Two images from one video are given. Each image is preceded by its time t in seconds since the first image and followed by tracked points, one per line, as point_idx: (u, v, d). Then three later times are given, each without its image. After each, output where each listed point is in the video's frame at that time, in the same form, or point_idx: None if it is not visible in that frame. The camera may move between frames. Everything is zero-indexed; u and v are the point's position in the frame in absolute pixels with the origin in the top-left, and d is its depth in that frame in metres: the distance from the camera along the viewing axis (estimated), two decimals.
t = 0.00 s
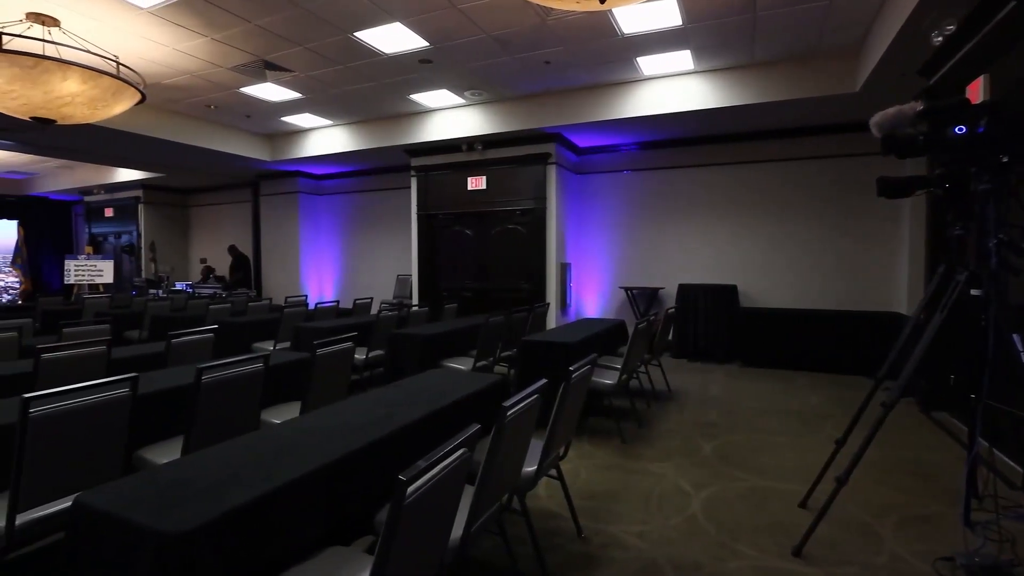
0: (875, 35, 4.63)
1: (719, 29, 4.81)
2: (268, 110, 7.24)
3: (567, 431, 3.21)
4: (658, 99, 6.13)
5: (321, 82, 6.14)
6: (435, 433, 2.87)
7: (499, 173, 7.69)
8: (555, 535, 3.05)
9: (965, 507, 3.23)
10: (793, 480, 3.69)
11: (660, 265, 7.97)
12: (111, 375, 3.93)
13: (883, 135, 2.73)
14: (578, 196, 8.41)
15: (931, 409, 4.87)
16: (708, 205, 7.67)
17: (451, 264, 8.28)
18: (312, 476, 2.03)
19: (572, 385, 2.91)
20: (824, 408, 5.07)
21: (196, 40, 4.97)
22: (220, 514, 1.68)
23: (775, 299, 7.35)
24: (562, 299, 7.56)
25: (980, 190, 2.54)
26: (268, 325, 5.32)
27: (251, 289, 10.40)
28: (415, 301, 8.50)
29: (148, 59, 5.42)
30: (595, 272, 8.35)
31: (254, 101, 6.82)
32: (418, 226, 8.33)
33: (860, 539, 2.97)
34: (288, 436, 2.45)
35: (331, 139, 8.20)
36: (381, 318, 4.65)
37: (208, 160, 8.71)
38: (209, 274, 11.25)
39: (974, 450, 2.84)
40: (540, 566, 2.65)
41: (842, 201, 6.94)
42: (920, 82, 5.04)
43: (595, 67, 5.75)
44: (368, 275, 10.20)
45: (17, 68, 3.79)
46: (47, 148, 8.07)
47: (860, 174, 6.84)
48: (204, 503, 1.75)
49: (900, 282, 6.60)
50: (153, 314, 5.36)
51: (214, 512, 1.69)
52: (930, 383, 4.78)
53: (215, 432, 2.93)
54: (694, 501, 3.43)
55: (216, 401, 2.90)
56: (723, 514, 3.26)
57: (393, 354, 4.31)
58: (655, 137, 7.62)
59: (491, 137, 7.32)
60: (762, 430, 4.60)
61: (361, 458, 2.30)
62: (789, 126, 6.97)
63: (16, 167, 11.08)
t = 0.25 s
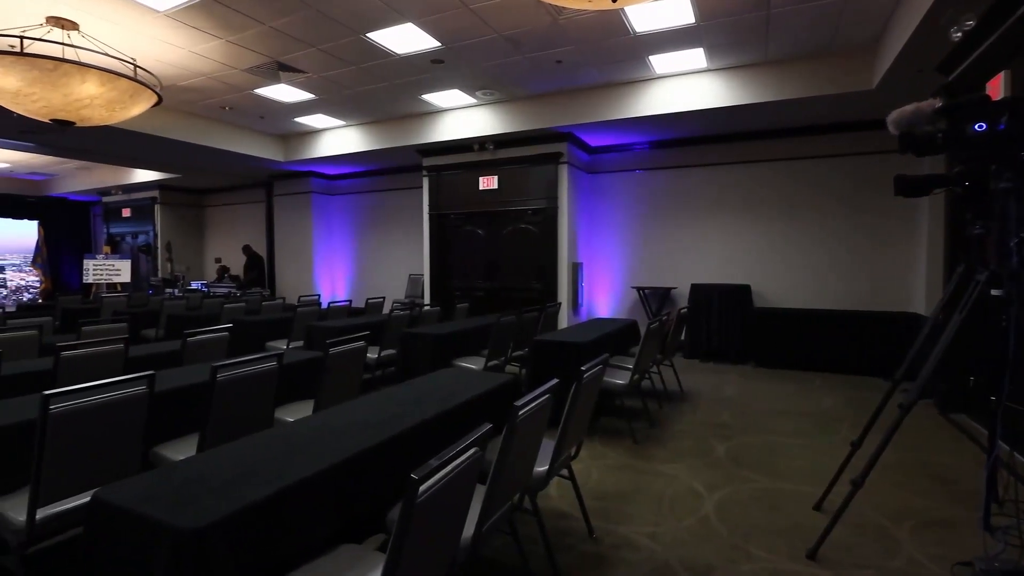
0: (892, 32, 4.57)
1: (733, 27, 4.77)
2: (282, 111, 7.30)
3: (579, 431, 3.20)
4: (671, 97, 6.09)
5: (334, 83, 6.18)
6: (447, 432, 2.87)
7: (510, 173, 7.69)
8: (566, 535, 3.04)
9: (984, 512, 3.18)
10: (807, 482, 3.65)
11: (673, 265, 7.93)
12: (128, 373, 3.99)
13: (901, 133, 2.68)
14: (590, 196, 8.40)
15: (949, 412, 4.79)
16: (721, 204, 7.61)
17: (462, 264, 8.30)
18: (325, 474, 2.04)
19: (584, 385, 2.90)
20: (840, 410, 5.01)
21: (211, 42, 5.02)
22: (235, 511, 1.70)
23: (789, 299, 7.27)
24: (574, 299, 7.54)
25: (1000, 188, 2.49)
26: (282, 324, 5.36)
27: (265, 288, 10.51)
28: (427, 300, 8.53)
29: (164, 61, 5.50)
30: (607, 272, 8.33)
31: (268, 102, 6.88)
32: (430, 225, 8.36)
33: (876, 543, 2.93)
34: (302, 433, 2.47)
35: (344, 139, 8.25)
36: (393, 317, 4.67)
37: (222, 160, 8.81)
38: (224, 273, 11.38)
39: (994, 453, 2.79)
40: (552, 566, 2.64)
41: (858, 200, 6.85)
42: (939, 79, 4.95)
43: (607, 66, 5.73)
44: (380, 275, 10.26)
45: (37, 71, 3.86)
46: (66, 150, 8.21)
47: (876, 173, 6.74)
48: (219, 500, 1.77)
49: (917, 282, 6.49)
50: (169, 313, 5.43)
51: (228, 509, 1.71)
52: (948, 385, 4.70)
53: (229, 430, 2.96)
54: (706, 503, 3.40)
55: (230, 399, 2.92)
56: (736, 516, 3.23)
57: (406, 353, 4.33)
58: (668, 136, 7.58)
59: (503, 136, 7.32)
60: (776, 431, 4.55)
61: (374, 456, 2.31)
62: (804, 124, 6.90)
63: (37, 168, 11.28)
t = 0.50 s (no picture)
0: (911, 29, 4.49)
1: (748, 25, 4.72)
2: (296, 112, 7.36)
3: (591, 431, 3.19)
4: (685, 95, 6.05)
5: (347, 83, 6.22)
6: (460, 432, 2.89)
7: (523, 172, 7.69)
8: (579, 535, 3.03)
9: (1005, 517, 3.11)
10: (823, 485, 3.60)
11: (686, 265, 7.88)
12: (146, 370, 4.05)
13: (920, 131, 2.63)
14: (603, 195, 8.37)
15: (969, 415, 4.70)
16: (735, 204, 7.55)
17: (475, 263, 8.32)
18: (338, 472, 2.05)
19: (597, 385, 2.89)
20: (856, 412, 4.94)
21: (227, 44, 5.08)
22: (250, 507, 1.72)
23: (805, 300, 7.19)
24: (586, 299, 7.52)
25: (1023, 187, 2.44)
26: (295, 323, 5.41)
27: (279, 287, 10.61)
28: (440, 300, 8.55)
29: (181, 63, 5.57)
30: (619, 272, 8.31)
31: (283, 103, 6.94)
32: (443, 225, 8.39)
33: (894, 548, 2.89)
34: (315, 432, 2.49)
35: (357, 139, 8.31)
36: (406, 317, 4.70)
37: (238, 161, 8.91)
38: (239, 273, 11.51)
39: (1016, 457, 2.73)
40: (564, 567, 2.63)
41: (875, 200, 6.75)
42: (960, 76, 4.87)
43: (621, 65, 5.70)
44: (393, 274, 10.31)
45: (58, 74, 3.93)
46: (85, 150, 8.36)
47: (893, 172, 6.65)
48: (234, 496, 1.79)
49: (936, 282, 6.39)
50: (186, 311, 5.50)
51: (244, 505, 1.73)
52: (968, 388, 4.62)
53: (244, 427, 3.00)
54: (720, 505, 3.37)
55: (245, 397, 2.95)
56: (750, 518, 3.20)
57: (418, 353, 4.35)
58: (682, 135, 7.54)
59: (516, 136, 7.32)
60: (791, 433, 4.51)
61: (387, 455, 2.32)
62: (820, 122, 6.82)
63: (58, 169, 11.49)
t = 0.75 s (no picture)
0: (931, 25, 4.42)
1: (763, 22, 4.68)
2: (311, 113, 7.43)
3: (604, 431, 3.18)
4: (699, 94, 6.01)
5: (361, 84, 6.27)
6: (472, 431, 2.89)
7: (535, 172, 7.69)
8: (591, 536, 3.02)
9: None
10: (839, 488, 3.55)
11: (700, 265, 7.83)
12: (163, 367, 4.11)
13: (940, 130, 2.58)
14: (615, 195, 8.35)
15: (991, 419, 4.61)
16: (750, 203, 7.48)
17: (487, 263, 8.34)
18: (352, 470, 2.06)
19: (609, 385, 2.87)
20: (873, 414, 4.87)
21: (243, 46, 5.14)
22: (265, 505, 1.73)
23: (821, 300, 7.10)
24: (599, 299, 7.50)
25: None
26: (309, 322, 5.45)
27: (293, 286, 10.71)
28: (452, 299, 8.58)
29: (198, 65, 5.65)
30: (632, 272, 8.28)
31: (298, 104, 7.01)
32: (455, 225, 8.41)
33: (912, 553, 2.84)
34: (328, 430, 2.51)
35: (370, 139, 8.36)
36: (418, 317, 4.72)
37: (253, 161, 9.01)
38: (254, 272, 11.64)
39: None
40: (576, 567, 2.63)
41: (893, 199, 6.65)
42: (981, 72, 4.78)
43: (634, 64, 5.67)
44: (406, 274, 10.36)
45: (79, 76, 4.01)
46: (105, 152, 8.51)
47: (912, 171, 6.55)
48: (250, 493, 1.81)
49: (956, 283, 6.27)
50: (202, 309, 5.57)
51: (259, 502, 1.74)
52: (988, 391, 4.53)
53: (259, 424, 3.03)
54: (734, 507, 3.34)
55: (260, 395, 2.98)
56: (764, 521, 3.17)
57: (431, 352, 4.37)
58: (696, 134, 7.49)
59: (528, 136, 7.32)
60: (806, 435, 4.45)
61: (400, 453, 2.33)
62: (836, 121, 6.73)
63: (79, 170, 11.70)
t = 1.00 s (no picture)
0: (950, 20, 4.35)
1: (778, 19, 4.63)
2: (324, 114, 7.49)
3: (616, 432, 3.16)
4: (713, 92, 5.96)
5: (373, 85, 6.30)
6: (485, 431, 2.89)
7: (547, 172, 7.68)
8: (603, 537, 3.01)
9: None
10: (855, 491, 3.51)
11: (713, 264, 7.77)
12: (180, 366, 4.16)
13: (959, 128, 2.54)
14: (628, 194, 8.32)
15: (1012, 422, 4.51)
16: (764, 202, 7.41)
17: (499, 263, 8.35)
18: (364, 469, 2.07)
19: (622, 385, 2.86)
20: (890, 417, 4.80)
21: (258, 48, 5.19)
22: (279, 502, 1.75)
23: (837, 300, 7.01)
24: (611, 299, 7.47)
25: None
26: (322, 321, 5.50)
27: (306, 286, 10.81)
28: (464, 299, 8.60)
29: (214, 67, 5.72)
30: (645, 271, 8.25)
31: (311, 105, 7.07)
32: (467, 224, 8.42)
33: (930, 557, 2.79)
34: (342, 428, 2.53)
35: (383, 140, 8.40)
36: (430, 316, 4.74)
37: (267, 162, 9.11)
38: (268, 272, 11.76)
39: None
40: (588, 568, 2.62)
41: (912, 198, 6.55)
42: (1002, 68, 4.69)
43: (647, 62, 5.65)
44: (418, 274, 10.40)
45: (98, 79, 4.08)
46: (122, 153, 8.65)
47: (930, 169, 6.44)
48: (263, 491, 1.82)
49: (976, 283, 6.15)
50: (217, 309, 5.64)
51: (273, 499, 1.76)
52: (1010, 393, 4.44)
53: (274, 423, 3.06)
54: (747, 509, 3.31)
55: (275, 394, 3.01)
56: (778, 524, 3.13)
57: (443, 351, 4.38)
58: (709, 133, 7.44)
59: (540, 135, 7.31)
60: (822, 437, 4.40)
61: (413, 452, 2.34)
62: (852, 118, 6.64)
63: (97, 171, 11.91)
